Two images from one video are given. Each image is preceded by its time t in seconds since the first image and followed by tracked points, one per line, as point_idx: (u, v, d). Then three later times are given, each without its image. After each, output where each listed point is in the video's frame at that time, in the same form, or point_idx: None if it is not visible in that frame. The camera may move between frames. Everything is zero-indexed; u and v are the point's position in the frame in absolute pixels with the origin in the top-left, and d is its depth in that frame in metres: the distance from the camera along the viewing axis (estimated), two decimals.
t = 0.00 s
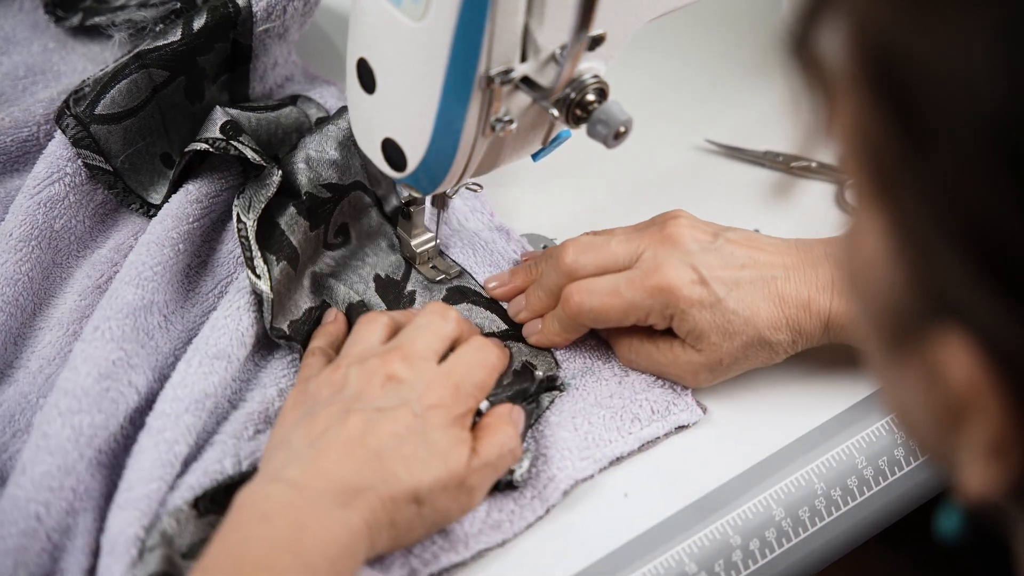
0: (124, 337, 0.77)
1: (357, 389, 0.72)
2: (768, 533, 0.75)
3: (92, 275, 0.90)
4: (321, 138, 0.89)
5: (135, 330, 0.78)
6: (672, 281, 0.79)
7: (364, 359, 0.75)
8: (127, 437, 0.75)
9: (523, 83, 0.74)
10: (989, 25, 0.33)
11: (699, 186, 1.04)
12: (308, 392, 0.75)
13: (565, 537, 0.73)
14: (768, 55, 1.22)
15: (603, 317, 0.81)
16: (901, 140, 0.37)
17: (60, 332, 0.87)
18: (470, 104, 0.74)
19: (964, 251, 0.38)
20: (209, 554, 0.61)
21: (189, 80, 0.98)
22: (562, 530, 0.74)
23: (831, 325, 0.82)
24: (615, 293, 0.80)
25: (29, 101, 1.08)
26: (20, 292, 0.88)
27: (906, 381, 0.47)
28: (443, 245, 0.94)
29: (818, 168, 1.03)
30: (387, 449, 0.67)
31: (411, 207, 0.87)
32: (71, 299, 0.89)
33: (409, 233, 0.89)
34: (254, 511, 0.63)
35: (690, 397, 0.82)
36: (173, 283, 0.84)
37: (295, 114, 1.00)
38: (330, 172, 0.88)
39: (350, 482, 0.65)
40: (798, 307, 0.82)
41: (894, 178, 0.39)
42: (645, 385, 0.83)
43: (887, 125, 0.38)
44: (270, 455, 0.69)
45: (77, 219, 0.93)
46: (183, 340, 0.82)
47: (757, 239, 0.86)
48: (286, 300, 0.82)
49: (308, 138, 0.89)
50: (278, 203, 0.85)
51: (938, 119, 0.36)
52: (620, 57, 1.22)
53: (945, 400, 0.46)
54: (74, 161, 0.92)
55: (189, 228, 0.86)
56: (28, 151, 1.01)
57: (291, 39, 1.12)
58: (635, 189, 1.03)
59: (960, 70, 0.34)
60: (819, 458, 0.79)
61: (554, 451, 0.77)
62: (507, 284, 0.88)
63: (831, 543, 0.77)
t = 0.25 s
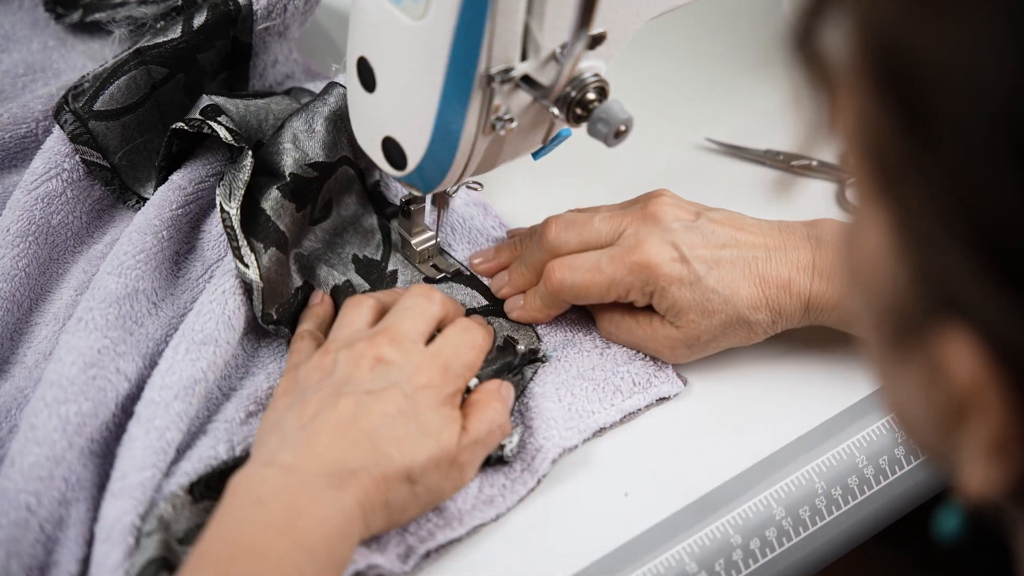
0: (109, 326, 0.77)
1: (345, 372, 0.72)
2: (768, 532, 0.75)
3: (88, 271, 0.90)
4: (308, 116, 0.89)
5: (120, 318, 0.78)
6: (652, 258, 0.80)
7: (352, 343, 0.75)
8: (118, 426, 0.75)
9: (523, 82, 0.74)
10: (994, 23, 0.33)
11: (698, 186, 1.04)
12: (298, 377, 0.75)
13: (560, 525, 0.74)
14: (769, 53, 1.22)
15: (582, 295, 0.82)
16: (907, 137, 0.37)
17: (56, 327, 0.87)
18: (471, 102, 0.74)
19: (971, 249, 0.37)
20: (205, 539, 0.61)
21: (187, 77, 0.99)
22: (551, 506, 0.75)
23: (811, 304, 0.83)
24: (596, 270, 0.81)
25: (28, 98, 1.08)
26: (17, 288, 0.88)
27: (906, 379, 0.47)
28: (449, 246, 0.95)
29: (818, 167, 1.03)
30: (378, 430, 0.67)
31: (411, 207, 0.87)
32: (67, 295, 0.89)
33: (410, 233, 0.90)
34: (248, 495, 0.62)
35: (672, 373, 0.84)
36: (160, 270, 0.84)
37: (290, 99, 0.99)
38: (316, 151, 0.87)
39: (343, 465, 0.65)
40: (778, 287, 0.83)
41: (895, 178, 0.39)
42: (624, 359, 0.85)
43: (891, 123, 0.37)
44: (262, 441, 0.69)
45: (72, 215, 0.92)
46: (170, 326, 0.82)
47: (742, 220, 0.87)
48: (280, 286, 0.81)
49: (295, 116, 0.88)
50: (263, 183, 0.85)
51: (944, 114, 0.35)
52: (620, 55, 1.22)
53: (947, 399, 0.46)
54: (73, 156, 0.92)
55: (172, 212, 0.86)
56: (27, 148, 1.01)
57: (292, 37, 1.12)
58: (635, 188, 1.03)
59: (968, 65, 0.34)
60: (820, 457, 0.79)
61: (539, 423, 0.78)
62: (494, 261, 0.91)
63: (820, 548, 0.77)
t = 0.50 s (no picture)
0: (106, 326, 0.77)
1: (331, 362, 0.71)
2: (768, 532, 0.75)
3: (86, 271, 0.90)
4: (303, 110, 0.89)
5: (115, 317, 0.78)
6: (636, 223, 0.80)
7: (342, 326, 0.73)
8: (115, 424, 0.75)
9: (523, 82, 0.74)
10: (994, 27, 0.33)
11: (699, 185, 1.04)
12: (291, 363, 0.73)
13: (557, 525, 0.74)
14: (770, 53, 1.22)
15: (568, 269, 0.82)
16: (913, 141, 0.37)
17: (55, 327, 0.87)
18: (470, 102, 0.73)
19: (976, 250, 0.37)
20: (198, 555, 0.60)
21: (187, 76, 0.99)
22: (549, 503, 0.75)
23: (808, 271, 0.83)
24: (580, 243, 0.81)
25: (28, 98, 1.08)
26: (16, 289, 0.88)
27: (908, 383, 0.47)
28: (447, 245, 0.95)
29: (819, 167, 1.03)
30: (363, 424, 0.67)
31: (411, 207, 0.87)
32: (66, 296, 0.89)
33: (410, 233, 0.90)
34: (240, 504, 0.62)
35: (670, 368, 0.84)
36: (156, 268, 0.84)
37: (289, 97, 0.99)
38: (311, 146, 0.87)
39: (332, 465, 0.65)
40: (773, 255, 0.82)
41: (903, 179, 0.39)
42: (623, 351, 0.84)
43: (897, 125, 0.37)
44: (256, 441, 0.69)
45: (71, 215, 0.92)
46: (168, 325, 0.82)
47: (733, 189, 0.87)
48: (272, 281, 0.82)
49: (290, 111, 0.88)
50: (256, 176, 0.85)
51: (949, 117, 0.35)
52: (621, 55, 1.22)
53: (949, 399, 0.46)
54: (72, 156, 0.92)
55: (169, 210, 0.86)
56: (26, 148, 1.01)
57: (292, 36, 1.12)
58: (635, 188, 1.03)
59: (970, 69, 0.34)
60: (820, 458, 0.79)
61: (538, 419, 0.79)
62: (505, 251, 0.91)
63: (818, 551, 0.76)
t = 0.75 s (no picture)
0: (105, 329, 0.77)
1: (349, 371, 0.72)
2: (768, 534, 0.75)
3: (85, 273, 0.90)
4: (304, 112, 0.89)
5: (115, 319, 0.78)
6: (647, 292, 0.76)
7: (362, 336, 0.74)
8: (114, 427, 0.75)
9: (522, 84, 0.74)
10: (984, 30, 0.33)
11: (697, 186, 1.04)
12: (306, 370, 0.74)
13: (560, 526, 0.74)
14: (768, 54, 1.22)
15: (570, 331, 0.78)
16: (896, 147, 0.37)
17: (54, 329, 0.87)
18: (469, 105, 0.73)
19: (964, 269, 0.37)
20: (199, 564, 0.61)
21: (186, 79, 0.99)
22: (549, 503, 0.75)
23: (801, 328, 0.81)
24: (587, 304, 0.76)
25: (27, 100, 1.08)
26: (15, 291, 0.88)
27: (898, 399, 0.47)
28: (445, 247, 0.95)
29: (816, 169, 1.03)
30: (374, 434, 0.67)
31: (410, 209, 0.87)
32: (65, 298, 0.89)
33: (408, 236, 0.90)
34: (248, 509, 0.63)
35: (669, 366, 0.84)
36: (155, 271, 0.83)
37: (288, 98, 0.99)
38: (311, 148, 0.87)
39: (340, 473, 0.65)
40: (772, 311, 0.81)
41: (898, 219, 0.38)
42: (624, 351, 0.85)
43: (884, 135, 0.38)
44: (264, 445, 0.69)
45: (70, 217, 0.92)
46: (167, 327, 0.82)
47: (731, 233, 0.84)
48: (273, 283, 0.82)
49: (290, 112, 0.88)
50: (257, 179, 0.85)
51: (932, 122, 0.35)
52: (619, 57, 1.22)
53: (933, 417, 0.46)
54: (71, 159, 0.92)
55: (168, 213, 0.86)
56: (25, 150, 1.01)
57: (291, 38, 1.12)
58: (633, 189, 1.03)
59: (966, 83, 0.34)
60: (819, 459, 0.79)
61: (538, 421, 0.79)
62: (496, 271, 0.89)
63: (815, 554, 0.76)
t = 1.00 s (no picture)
0: (103, 330, 0.77)
1: (348, 367, 0.72)
2: (766, 535, 0.75)
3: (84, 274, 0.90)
4: (303, 113, 0.89)
5: (113, 320, 0.78)
6: (617, 292, 0.76)
7: (360, 335, 0.75)
8: (112, 428, 0.75)
9: (520, 85, 0.74)
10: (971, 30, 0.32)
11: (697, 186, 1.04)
12: (303, 367, 0.75)
13: (559, 527, 0.74)
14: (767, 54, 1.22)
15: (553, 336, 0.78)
16: (876, 148, 0.36)
17: (53, 330, 0.87)
18: (467, 105, 0.73)
19: (947, 276, 0.36)
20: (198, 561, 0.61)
21: (185, 79, 0.99)
22: (548, 503, 0.75)
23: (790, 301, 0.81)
24: (563, 311, 0.77)
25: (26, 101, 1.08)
26: (14, 292, 0.88)
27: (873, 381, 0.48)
28: (444, 247, 0.95)
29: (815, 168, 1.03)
30: (374, 430, 0.67)
31: (409, 210, 0.87)
32: (64, 299, 0.89)
33: (408, 236, 0.90)
34: (247, 506, 0.62)
35: (668, 367, 0.84)
36: (154, 271, 0.83)
37: (287, 99, 0.99)
38: (310, 148, 0.87)
39: (340, 468, 0.65)
40: (749, 292, 0.80)
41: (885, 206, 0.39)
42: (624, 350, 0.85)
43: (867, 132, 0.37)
44: (263, 443, 0.69)
45: (69, 217, 0.92)
46: (166, 328, 0.81)
47: (702, 215, 0.83)
48: (272, 282, 0.82)
49: (289, 113, 0.88)
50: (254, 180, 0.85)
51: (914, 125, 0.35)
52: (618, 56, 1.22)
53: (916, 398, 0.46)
54: (69, 160, 0.92)
55: (167, 214, 0.86)
56: (24, 151, 1.01)
57: (290, 39, 1.12)
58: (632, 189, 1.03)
59: (954, 93, 0.33)
60: (818, 460, 0.79)
61: (538, 422, 0.79)
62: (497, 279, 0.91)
63: (814, 554, 0.76)
